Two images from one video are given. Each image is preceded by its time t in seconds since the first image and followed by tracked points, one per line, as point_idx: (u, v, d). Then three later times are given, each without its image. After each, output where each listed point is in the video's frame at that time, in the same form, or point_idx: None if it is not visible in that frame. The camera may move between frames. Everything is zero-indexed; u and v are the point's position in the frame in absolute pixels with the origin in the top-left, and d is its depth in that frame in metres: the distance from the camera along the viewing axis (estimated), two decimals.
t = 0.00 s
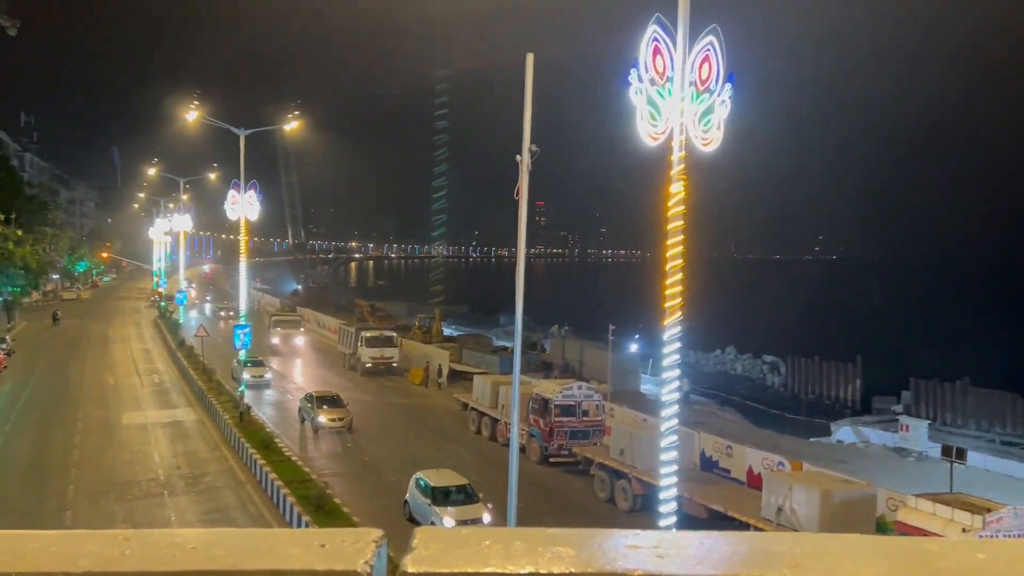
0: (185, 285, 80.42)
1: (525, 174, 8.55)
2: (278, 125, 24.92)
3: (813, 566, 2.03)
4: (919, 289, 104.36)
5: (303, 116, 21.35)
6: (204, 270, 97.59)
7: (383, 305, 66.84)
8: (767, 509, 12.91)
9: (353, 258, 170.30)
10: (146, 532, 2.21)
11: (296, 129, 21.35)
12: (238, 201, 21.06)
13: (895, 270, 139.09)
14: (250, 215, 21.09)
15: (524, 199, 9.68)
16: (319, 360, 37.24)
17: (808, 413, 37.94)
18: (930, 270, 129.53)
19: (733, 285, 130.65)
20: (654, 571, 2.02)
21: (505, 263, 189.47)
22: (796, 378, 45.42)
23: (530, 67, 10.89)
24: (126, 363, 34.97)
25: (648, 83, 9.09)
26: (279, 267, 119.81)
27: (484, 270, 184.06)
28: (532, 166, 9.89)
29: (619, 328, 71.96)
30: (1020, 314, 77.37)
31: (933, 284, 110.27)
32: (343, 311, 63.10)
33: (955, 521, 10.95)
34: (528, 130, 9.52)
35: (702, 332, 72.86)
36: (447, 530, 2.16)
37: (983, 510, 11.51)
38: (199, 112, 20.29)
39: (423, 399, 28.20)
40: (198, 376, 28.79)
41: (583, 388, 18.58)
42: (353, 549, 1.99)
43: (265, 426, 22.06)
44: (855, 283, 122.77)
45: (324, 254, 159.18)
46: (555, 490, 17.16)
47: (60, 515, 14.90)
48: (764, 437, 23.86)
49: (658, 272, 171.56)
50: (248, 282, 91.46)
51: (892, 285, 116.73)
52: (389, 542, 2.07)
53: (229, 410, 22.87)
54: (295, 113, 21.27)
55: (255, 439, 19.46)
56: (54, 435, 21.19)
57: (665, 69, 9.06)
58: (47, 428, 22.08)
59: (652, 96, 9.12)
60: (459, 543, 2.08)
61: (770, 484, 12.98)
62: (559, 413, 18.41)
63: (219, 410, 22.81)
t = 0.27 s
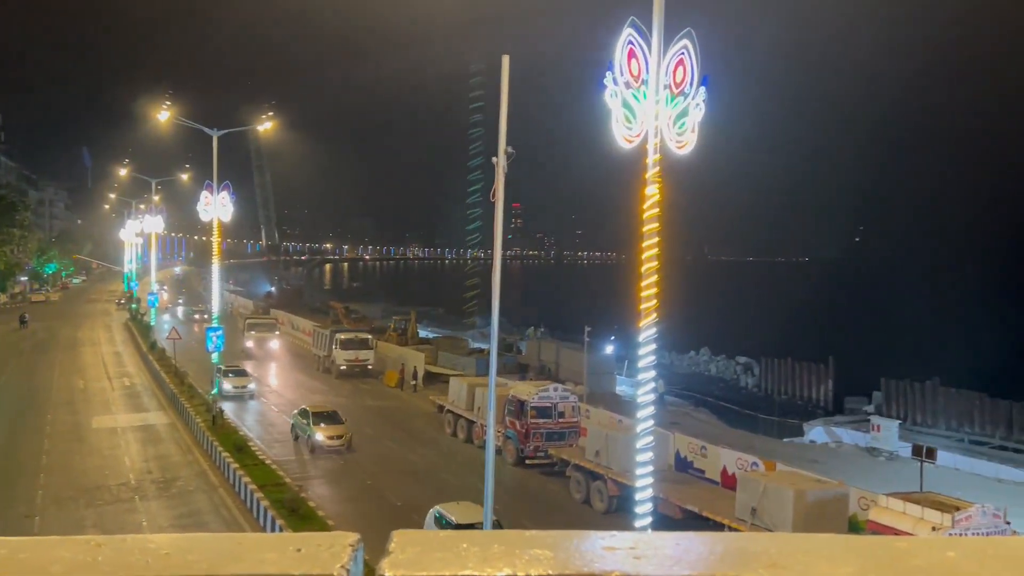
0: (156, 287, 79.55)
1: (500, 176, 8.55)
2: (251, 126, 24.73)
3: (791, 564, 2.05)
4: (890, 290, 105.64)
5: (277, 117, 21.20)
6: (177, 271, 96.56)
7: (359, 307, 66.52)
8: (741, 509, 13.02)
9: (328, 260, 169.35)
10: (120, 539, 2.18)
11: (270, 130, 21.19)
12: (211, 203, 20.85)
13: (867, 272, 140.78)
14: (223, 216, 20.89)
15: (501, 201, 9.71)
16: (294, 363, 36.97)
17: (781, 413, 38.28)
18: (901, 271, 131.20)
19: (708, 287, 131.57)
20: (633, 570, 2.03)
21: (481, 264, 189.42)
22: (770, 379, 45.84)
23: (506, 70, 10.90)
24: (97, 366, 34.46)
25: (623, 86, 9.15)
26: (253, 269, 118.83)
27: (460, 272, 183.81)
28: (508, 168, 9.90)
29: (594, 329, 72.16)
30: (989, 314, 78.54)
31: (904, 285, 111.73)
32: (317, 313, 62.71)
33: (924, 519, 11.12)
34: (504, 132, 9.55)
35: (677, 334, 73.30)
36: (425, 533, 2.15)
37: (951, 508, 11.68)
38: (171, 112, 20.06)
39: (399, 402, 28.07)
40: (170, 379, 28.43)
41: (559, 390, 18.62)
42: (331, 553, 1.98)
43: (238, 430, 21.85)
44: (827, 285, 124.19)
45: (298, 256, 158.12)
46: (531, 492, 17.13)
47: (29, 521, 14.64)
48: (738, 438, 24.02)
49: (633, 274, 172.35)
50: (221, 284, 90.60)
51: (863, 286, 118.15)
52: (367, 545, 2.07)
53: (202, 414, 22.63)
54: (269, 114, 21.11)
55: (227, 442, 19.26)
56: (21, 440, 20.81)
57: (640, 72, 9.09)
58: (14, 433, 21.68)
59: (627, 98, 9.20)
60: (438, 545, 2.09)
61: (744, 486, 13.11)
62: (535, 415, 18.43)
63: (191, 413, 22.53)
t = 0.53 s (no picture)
0: (139, 289, 78.94)
1: (486, 178, 8.56)
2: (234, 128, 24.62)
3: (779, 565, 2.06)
4: (873, 292, 106.44)
5: (260, 119, 21.12)
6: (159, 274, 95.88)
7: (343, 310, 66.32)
8: (725, 510, 13.05)
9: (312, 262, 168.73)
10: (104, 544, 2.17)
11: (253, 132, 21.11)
12: (194, 205, 20.73)
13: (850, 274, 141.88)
14: (206, 218, 20.77)
15: (486, 203, 9.70)
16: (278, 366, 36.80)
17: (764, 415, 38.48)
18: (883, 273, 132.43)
19: (691, 289, 132.22)
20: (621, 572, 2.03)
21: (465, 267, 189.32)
22: (753, 381, 46.12)
23: (491, 73, 10.89)
24: (78, 370, 34.15)
25: (609, 88, 9.14)
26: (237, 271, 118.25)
27: (445, 274, 183.64)
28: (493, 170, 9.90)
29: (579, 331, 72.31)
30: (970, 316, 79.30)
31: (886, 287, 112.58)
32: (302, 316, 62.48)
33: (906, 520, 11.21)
34: (489, 134, 9.55)
35: (661, 335, 73.57)
36: (413, 536, 2.15)
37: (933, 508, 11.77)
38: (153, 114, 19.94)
39: (383, 405, 28.01)
40: (152, 383, 28.21)
41: (544, 392, 18.64)
42: (318, 555, 1.98)
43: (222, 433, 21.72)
44: (810, 286, 125.14)
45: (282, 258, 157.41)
46: (517, 495, 17.10)
47: (8, 525, 14.50)
48: (722, 440, 24.12)
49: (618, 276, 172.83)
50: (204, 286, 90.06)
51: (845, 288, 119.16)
52: (355, 549, 2.06)
53: (184, 417, 22.45)
54: (252, 115, 21.02)
55: (210, 446, 19.13)
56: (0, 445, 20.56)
57: (625, 75, 9.13)
58: None
59: (612, 100, 9.17)
60: (426, 548, 2.08)
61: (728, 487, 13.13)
62: (521, 417, 18.41)
63: (174, 417, 22.36)
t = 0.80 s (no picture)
0: (140, 291, 79.04)
1: (488, 179, 8.56)
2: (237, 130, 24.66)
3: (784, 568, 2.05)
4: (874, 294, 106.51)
5: (262, 121, 21.16)
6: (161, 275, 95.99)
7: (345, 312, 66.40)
8: (727, 512, 13.03)
9: (314, 264, 168.86)
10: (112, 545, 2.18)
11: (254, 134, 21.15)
12: (196, 206, 20.75)
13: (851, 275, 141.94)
14: (207, 220, 20.80)
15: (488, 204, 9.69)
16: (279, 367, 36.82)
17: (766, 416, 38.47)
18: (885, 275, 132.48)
19: (693, 290, 132.24)
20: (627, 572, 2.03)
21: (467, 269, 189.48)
22: (754, 382, 46.14)
23: (493, 74, 10.89)
24: (79, 371, 34.18)
25: (611, 89, 9.13)
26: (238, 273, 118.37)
27: (446, 276, 183.78)
28: (495, 171, 9.90)
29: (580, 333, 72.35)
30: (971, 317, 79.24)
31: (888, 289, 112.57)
32: (304, 317, 62.56)
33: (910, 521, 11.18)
34: (492, 135, 9.54)
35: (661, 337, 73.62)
36: (417, 537, 2.15)
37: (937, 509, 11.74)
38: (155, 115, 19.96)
39: (385, 406, 28.02)
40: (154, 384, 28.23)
41: (546, 393, 18.64)
42: (323, 557, 1.98)
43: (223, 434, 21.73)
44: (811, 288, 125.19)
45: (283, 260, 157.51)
46: (519, 496, 17.07)
47: (10, 526, 14.53)
48: (723, 441, 24.12)
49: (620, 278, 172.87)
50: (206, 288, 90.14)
51: (846, 290, 119.22)
52: (360, 550, 2.06)
53: (186, 418, 22.47)
54: (254, 117, 21.06)
55: (212, 447, 19.12)
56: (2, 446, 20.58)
57: (627, 76, 9.11)
58: None
59: (614, 102, 9.17)
60: (430, 548, 2.09)
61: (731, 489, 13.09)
62: (522, 418, 18.40)
63: (176, 418, 22.38)
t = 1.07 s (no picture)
0: (155, 292, 79.58)
1: (501, 181, 8.58)
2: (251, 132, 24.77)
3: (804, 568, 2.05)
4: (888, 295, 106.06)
5: (276, 123, 21.28)
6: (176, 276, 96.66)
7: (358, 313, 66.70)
8: (741, 514, 13.00)
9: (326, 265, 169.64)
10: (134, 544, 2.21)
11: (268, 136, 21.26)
12: (211, 209, 20.87)
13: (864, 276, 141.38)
14: (222, 221, 20.91)
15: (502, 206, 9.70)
16: (293, 368, 37.02)
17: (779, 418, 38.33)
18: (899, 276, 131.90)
19: (705, 291, 132.02)
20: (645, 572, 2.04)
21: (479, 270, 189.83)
22: (767, 382, 46.01)
23: (507, 76, 10.90)
24: (96, 371, 34.47)
25: (624, 91, 9.12)
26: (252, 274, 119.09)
27: (459, 277, 184.15)
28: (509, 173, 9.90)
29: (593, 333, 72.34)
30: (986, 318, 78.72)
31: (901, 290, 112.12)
32: (317, 319, 62.84)
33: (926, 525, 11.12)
34: (506, 137, 9.54)
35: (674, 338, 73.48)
36: (436, 537, 2.16)
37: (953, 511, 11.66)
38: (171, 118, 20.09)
39: (397, 407, 28.10)
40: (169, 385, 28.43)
41: (559, 395, 18.63)
42: (345, 554, 2.00)
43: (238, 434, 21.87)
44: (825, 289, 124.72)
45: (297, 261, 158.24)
46: (532, 498, 17.07)
47: (28, 526, 14.67)
48: (736, 443, 24.05)
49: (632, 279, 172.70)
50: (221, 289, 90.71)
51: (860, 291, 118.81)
52: (381, 549, 2.06)
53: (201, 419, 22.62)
54: (269, 120, 21.18)
55: (227, 448, 19.23)
56: (19, 446, 20.78)
57: (641, 77, 9.09)
58: (12, 438, 21.67)
59: (628, 104, 9.16)
60: (450, 547, 2.09)
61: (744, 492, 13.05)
62: (535, 420, 18.40)
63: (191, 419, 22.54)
